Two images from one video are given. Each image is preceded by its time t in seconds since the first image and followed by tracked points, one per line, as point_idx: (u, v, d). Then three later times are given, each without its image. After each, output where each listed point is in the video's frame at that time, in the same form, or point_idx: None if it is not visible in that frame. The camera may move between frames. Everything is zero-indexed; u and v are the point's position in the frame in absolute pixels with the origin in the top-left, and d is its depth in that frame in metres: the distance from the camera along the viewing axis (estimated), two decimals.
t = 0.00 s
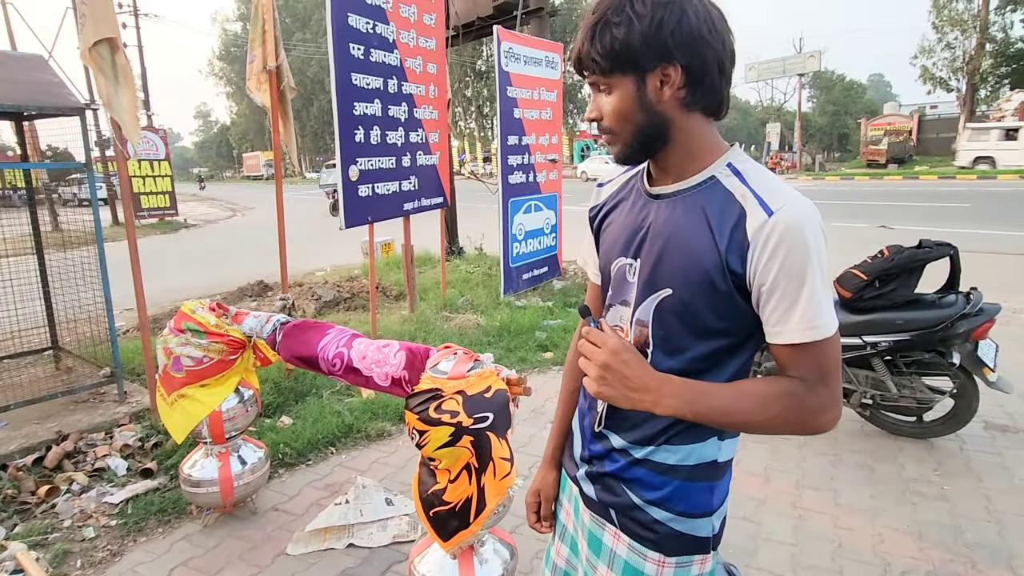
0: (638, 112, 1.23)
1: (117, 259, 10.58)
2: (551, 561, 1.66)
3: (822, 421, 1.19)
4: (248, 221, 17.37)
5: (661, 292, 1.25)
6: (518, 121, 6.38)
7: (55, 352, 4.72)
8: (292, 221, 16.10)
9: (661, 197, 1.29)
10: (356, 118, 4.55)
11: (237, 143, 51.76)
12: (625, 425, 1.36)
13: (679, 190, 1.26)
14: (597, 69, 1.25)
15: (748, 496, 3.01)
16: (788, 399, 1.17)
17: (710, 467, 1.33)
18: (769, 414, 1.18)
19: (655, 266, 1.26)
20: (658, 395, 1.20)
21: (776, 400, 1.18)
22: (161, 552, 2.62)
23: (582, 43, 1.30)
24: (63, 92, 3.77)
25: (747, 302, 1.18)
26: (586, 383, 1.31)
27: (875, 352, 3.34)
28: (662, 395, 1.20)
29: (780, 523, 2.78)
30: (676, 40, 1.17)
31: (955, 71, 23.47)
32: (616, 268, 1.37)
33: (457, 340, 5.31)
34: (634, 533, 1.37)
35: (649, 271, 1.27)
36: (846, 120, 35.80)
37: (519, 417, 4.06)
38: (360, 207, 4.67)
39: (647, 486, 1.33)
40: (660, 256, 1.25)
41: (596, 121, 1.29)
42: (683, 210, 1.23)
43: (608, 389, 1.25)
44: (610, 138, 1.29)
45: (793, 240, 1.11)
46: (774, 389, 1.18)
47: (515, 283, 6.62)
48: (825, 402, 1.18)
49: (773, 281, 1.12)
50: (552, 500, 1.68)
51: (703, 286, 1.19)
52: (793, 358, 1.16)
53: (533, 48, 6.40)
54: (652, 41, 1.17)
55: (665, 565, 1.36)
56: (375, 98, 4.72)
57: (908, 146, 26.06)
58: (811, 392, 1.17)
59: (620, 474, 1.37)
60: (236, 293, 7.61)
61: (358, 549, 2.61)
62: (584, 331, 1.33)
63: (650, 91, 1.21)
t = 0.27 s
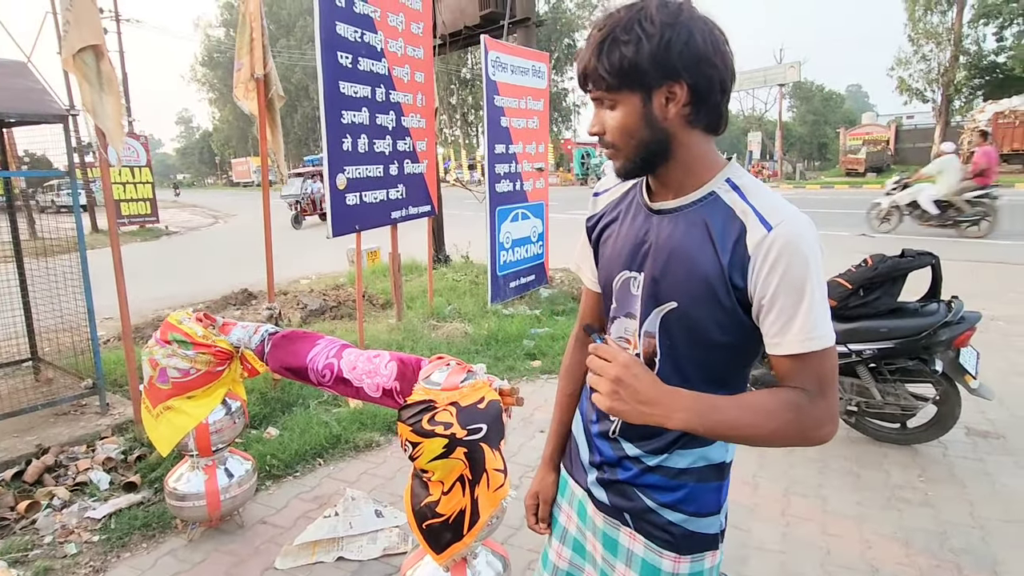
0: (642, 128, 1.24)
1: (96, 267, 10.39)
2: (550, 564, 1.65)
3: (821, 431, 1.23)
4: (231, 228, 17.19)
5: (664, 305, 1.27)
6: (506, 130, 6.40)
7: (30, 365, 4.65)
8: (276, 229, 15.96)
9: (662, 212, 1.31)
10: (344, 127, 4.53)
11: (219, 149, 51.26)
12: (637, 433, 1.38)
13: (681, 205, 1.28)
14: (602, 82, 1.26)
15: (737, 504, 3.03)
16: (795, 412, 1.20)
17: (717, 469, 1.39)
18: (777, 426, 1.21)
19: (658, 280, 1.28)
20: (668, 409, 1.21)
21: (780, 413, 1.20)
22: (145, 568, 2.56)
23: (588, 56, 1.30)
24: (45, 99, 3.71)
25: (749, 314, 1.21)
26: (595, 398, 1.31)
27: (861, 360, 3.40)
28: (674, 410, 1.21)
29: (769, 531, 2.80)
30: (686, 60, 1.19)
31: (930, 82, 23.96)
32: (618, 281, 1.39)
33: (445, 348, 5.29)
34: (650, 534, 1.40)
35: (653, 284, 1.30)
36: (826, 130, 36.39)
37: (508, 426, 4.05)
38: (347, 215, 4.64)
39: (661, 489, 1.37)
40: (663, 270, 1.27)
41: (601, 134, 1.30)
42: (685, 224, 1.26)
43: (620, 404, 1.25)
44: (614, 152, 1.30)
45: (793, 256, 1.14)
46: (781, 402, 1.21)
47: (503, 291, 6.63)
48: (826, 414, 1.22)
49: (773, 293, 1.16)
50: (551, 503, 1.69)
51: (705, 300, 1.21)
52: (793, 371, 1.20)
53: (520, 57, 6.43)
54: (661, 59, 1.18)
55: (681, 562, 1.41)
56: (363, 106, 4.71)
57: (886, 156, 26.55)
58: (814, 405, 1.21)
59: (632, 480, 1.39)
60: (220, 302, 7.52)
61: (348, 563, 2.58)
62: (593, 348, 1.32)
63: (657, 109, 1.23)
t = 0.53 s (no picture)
0: (684, 117, 1.34)
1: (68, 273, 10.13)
2: None
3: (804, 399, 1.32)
4: (207, 234, 16.89)
5: (661, 298, 1.30)
6: (489, 135, 6.39)
7: None
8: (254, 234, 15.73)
9: (651, 211, 1.35)
10: (327, 131, 4.48)
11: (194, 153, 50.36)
12: (632, 430, 1.41)
13: (671, 201, 1.33)
14: (652, 69, 1.32)
15: (725, 508, 3.04)
16: (787, 379, 1.28)
17: (711, 457, 1.42)
18: (777, 397, 1.27)
19: (653, 275, 1.31)
20: (698, 397, 1.21)
21: (776, 385, 1.27)
22: None
23: (630, 44, 1.34)
24: (18, 100, 3.60)
25: (737, 299, 1.27)
26: (629, 397, 1.25)
27: (844, 363, 3.42)
28: (702, 397, 1.21)
29: (758, 535, 2.81)
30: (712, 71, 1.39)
31: (900, 91, 24.52)
32: (608, 281, 1.40)
33: (430, 354, 5.25)
34: (652, 529, 1.43)
35: (647, 279, 1.32)
36: (801, 137, 37.04)
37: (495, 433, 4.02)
38: (330, 221, 4.58)
39: (660, 482, 1.40)
40: (657, 265, 1.30)
41: (641, 118, 1.32)
42: (674, 220, 1.31)
43: (657, 400, 1.21)
44: (652, 135, 1.32)
45: (777, 240, 1.22)
46: (776, 374, 1.27)
47: (487, 296, 6.61)
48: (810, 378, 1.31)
49: (761, 276, 1.23)
50: (557, 518, 1.69)
51: (700, 288, 1.26)
52: (782, 344, 1.27)
53: (503, 63, 6.43)
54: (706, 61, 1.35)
55: (685, 554, 1.44)
56: (346, 111, 4.66)
57: (859, 162, 27.11)
58: (800, 373, 1.29)
59: (632, 476, 1.42)
60: (197, 308, 7.37)
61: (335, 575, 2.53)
62: (618, 349, 1.27)
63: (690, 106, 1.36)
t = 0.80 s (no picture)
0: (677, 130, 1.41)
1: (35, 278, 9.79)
2: None
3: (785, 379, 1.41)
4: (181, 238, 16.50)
5: (660, 296, 1.35)
6: (474, 138, 6.32)
7: None
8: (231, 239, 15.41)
9: (644, 218, 1.39)
10: (311, 133, 4.38)
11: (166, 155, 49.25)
12: (647, 423, 1.44)
13: (662, 207, 1.38)
14: (653, 83, 1.40)
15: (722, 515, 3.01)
16: (765, 363, 1.36)
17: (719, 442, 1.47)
18: (757, 376, 1.35)
19: (651, 275, 1.35)
20: (683, 381, 1.31)
21: (757, 367, 1.35)
22: None
23: (634, 57, 1.42)
24: None
25: (727, 294, 1.33)
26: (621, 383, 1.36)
27: (835, 368, 3.42)
28: (688, 380, 1.31)
29: (757, 543, 2.78)
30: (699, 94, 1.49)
31: (872, 98, 25.02)
32: (608, 286, 1.44)
33: (416, 360, 5.15)
34: (671, 518, 1.46)
35: (646, 281, 1.36)
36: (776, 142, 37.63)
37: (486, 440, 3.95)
38: (314, 225, 4.47)
39: (676, 471, 1.43)
40: (655, 266, 1.35)
41: (642, 124, 1.38)
42: (668, 224, 1.35)
43: (647, 383, 1.32)
44: (650, 142, 1.38)
45: (762, 237, 1.29)
46: (755, 358, 1.35)
47: (472, 301, 6.54)
48: (788, 362, 1.39)
49: (749, 270, 1.29)
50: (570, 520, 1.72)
51: (695, 286, 1.32)
52: (762, 331, 1.35)
53: (488, 65, 6.37)
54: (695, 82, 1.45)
55: (704, 539, 1.47)
56: (330, 113, 4.56)
57: (833, 167, 27.61)
58: (780, 356, 1.37)
59: (649, 468, 1.45)
60: (173, 314, 7.16)
61: None
62: (614, 338, 1.37)
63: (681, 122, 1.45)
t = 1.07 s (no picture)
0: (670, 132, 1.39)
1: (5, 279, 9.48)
2: (598, 566, 1.67)
3: (790, 361, 1.35)
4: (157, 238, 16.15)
5: (659, 288, 1.32)
6: (463, 138, 6.27)
7: None
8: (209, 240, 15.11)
9: (643, 216, 1.36)
10: (299, 131, 4.29)
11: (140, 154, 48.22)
12: (656, 408, 1.40)
13: (658, 204, 1.34)
14: (646, 85, 1.38)
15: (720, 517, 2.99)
16: (761, 347, 1.30)
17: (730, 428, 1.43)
18: (752, 359, 1.30)
19: (648, 268, 1.33)
20: (668, 361, 1.31)
21: (752, 350, 1.30)
22: None
23: (626, 61, 1.39)
24: None
25: (726, 283, 1.29)
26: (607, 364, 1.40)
27: (829, 369, 3.42)
28: (674, 359, 1.30)
29: (756, 544, 2.77)
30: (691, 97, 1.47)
31: (849, 104, 25.49)
32: (611, 282, 1.42)
33: (405, 362, 5.07)
34: (684, 504, 1.41)
35: (645, 273, 1.34)
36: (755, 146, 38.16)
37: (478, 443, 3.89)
38: (302, 225, 4.38)
39: (686, 457, 1.38)
40: (653, 258, 1.32)
41: (635, 126, 1.37)
42: (664, 217, 1.33)
43: (629, 363, 1.34)
44: (644, 143, 1.36)
45: (756, 224, 1.25)
46: (750, 341, 1.31)
47: (460, 302, 6.48)
48: (790, 345, 1.33)
49: (745, 258, 1.25)
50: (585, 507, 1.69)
51: (691, 275, 1.28)
52: (762, 315, 1.29)
53: (476, 65, 6.32)
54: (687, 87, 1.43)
55: (717, 525, 1.41)
56: (318, 110, 4.47)
57: (810, 171, 28.08)
58: (781, 339, 1.32)
59: (661, 455, 1.41)
60: (151, 316, 6.97)
61: None
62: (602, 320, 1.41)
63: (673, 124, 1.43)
